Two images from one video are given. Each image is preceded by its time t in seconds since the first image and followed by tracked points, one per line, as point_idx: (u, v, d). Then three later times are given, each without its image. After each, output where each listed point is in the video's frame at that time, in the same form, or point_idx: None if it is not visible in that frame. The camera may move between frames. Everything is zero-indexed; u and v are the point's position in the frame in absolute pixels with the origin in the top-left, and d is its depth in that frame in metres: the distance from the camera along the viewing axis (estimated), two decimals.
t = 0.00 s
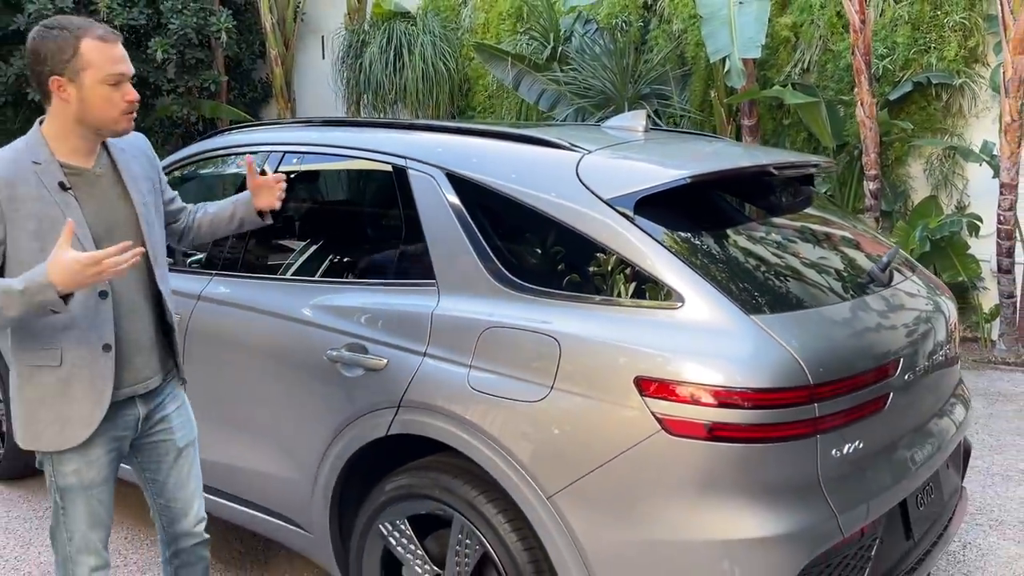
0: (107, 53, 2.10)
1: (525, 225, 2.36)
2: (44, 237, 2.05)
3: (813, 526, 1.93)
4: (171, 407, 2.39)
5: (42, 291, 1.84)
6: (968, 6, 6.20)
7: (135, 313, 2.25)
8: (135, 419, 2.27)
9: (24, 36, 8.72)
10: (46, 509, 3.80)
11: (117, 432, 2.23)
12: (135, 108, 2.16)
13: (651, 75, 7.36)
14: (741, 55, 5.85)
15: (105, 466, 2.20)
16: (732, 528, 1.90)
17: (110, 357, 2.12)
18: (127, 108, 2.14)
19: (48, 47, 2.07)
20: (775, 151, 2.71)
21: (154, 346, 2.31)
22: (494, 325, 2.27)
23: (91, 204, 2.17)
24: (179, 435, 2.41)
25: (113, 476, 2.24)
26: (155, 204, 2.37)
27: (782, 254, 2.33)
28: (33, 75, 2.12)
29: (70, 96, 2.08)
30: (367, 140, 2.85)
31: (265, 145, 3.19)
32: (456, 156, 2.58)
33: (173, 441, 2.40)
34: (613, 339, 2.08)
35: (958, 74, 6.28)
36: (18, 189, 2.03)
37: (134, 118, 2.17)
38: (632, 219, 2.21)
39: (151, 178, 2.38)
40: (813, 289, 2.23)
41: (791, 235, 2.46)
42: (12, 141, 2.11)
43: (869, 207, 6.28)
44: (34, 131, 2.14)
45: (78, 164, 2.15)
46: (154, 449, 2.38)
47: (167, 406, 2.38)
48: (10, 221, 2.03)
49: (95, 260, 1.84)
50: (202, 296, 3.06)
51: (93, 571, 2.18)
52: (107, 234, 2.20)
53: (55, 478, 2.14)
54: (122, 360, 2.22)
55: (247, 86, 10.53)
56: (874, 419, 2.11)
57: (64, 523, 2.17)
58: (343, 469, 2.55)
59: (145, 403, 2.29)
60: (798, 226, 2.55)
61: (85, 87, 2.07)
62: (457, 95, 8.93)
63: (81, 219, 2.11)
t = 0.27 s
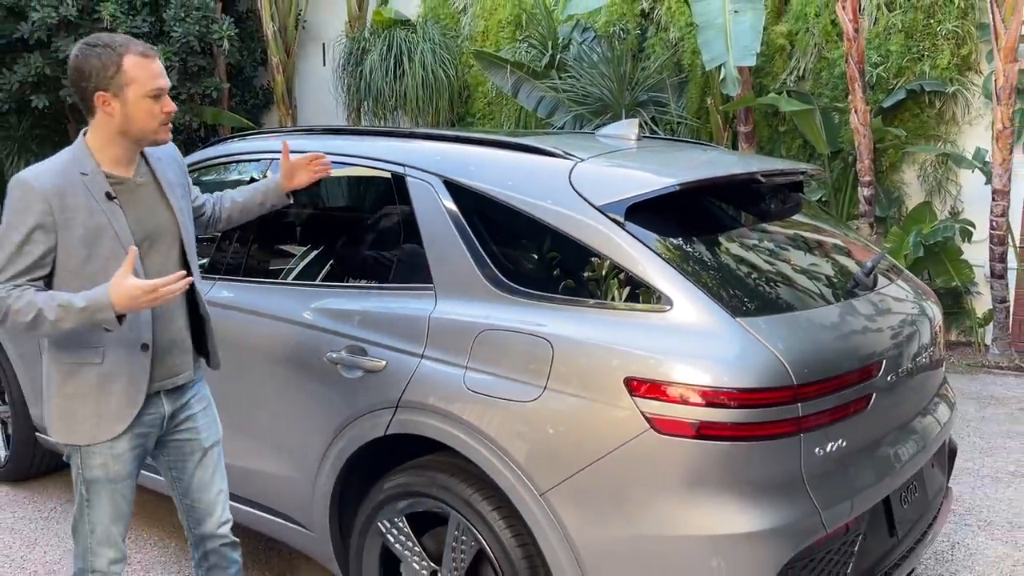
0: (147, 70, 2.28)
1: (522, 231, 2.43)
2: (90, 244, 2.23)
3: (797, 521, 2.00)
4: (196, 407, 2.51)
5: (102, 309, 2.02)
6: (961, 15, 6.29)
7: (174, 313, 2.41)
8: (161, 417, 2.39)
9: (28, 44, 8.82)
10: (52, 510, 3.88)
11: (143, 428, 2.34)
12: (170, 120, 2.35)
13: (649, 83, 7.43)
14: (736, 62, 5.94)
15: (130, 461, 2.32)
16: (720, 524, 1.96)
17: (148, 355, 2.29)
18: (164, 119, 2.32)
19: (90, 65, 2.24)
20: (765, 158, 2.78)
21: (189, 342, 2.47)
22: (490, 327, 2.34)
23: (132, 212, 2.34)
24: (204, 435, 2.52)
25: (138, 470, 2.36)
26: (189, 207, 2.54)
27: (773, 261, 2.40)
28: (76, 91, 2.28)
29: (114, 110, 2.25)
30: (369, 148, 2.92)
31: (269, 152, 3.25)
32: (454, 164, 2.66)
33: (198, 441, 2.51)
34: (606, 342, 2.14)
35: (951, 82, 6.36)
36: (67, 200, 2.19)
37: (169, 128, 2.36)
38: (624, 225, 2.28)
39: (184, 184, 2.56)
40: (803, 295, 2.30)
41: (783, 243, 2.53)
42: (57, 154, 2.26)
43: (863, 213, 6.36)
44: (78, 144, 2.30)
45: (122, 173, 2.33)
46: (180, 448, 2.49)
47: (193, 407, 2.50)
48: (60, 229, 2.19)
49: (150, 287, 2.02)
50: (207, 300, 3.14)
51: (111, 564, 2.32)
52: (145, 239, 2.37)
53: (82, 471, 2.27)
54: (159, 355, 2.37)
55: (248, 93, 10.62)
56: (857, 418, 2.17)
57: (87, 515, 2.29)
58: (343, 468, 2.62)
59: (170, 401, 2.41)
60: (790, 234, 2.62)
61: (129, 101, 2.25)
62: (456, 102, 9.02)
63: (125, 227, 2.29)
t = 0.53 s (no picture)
0: (186, 75, 2.36)
1: (516, 235, 2.50)
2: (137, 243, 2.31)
3: (778, 513, 2.06)
4: (239, 403, 2.57)
5: (143, 310, 2.10)
6: (952, 23, 6.38)
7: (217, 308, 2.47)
8: (204, 412, 2.45)
9: (31, 51, 8.90)
10: (55, 510, 3.94)
11: (187, 422, 2.41)
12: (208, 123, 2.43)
13: (645, 90, 7.51)
14: (731, 70, 6.02)
15: (173, 455, 2.40)
16: (704, 516, 2.03)
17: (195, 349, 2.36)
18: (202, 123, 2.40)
19: (132, 72, 2.33)
20: (753, 164, 2.85)
21: (232, 336, 2.54)
22: (483, 327, 2.41)
23: (177, 212, 2.41)
24: (244, 431, 2.58)
25: (181, 463, 2.44)
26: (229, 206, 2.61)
27: (764, 266, 2.47)
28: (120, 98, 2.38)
29: (156, 115, 2.34)
30: (369, 155, 2.99)
31: (271, 159, 3.33)
32: (451, 170, 2.73)
33: (238, 437, 2.57)
34: (597, 342, 2.21)
35: (943, 89, 6.45)
36: (114, 201, 2.27)
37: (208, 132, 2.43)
38: (612, 228, 2.36)
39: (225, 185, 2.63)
40: (793, 299, 2.37)
41: (776, 249, 2.60)
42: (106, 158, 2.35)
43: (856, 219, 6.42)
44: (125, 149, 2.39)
45: (166, 176, 2.41)
46: (220, 442, 2.55)
47: (236, 403, 2.56)
48: (108, 229, 2.27)
49: (187, 289, 2.09)
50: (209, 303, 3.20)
51: (144, 555, 2.40)
52: (191, 238, 2.44)
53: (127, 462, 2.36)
54: (204, 348, 2.44)
55: (249, 100, 10.72)
56: (839, 414, 2.24)
57: (131, 505, 2.39)
58: (340, 465, 2.69)
59: (215, 395, 2.48)
60: (784, 241, 2.68)
61: (169, 106, 2.33)
62: (455, 108, 9.11)
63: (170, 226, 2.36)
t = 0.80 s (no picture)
0: (199, 84, 2.44)
1: (513, 240, 2.57)
2: (159, 248, 2.41)
3: (763, 508, 2.13)
4: (263, 403, 2.65)
5: (156, 312, 2.21)
6: (945, 32, 6.45)
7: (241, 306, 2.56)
8: (228, 410, 2.55)
9: (36, 59, 9.00)
10: (60, 510, 4.01)
11: (211, 419, 2.51)
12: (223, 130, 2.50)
13: (643, 97, 7.59)
14: (726, 78, 6.10)
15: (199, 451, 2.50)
16: (692, 511, 2.10)
17: (216, 350, 2.45)
18: (216, 129, 2.47)
19: (150, 84, 2.44)
20: (743, 171, 2.93)
21: (258, 334, 2.61)
22: (478, 329, 2.48)
23: (199, 217, 2.49)
24: (266, 430, 2.66)
25: (208, 459, 2.54)
26: (259, 208, 2.68)
27: (756, 272, 2.54)
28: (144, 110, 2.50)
29: (172, 123, 2.44)
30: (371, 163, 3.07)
31: (274, 166, 3.40)
32: (449, 177, 2.80)
33: (258, 435, 2.66)
34: (590, 344, 2.27)
35: (936, 97, 6.53)
36: (136, 208, 2.38)
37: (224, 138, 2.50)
38: (602, 232, 2.44)
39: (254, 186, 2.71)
40: (783, 304, 2.43)
41: (768, 256, 2.67)
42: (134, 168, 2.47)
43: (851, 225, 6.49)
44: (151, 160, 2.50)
45: (187, 183, 2.49)
46: (242, 438, 2.65)
47: (261, 402, 2.64)
48: (132, 236, 2.38)
49: (196, 292, 2.18)
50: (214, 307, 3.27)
51: (167, 547, 2.51)
52: (216, 241, 2.51)
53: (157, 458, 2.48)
54: (225, 348, 2.52)
55: (251, 108, 10.82)
56: (823, 412, 2.31)
57: (158, 498, 2.50)
58: (340, 464, 2.76)
59: (241, 394, 2.58)
60: (775, 248, 2.76)
61: (183, 114, 2.42)
62: (455, 116, 9.20)
63: (190, 232, 2.45)
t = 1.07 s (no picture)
0: (210, 91, 2.51)
1: (512, 245, 2.62)
2: (170, 251, 2.48)
3: (755, 508, 2.18)
4: (274, 406, 2.70)
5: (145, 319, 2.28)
6: (941, 40, 6.52)
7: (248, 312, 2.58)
8: (237, 410, 2.60)
9: (40, 67, 9.07)
10: (64, 512, 4.06)
11: (219, 417, 2.56)
12: (235, 135, 2.56)
13: (642, 104, 7.67)
14: (723, 86, 6.14)
15: (206, 448, 2.55)
16: (686, 510, 2.14)
17: (215, 355, 2.49)
18: (227, 136, 2.53)
19: (166, 94, 2.53)
20: (738, 177, 2.98)
21: (269, 338, 2.64)
22: (476, 332, 2.54)
23: (212, 223, 2.55)
24: (275, 433, 2.71)
25: (215, 456, 2.59)
26: (284, 210, 2.73)
27: (750, 277, 2.58)
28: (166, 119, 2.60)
29: (186, 131, 2.52)
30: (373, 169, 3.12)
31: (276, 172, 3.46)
32: (449, 184, 2.85)
33: (268, 437, 2.71)
34: (587, 347, 2.32)
35: (932, 104, 6.59)
36: (148, 213, 2.47)
37: (236, 143, 2.56)
38: (599, 238, 2.49)
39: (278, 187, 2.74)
40: (777, 309, 2.48)
41: (763, 262, 2.72)
42: (157, 174, 2.57)
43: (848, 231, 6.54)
44: (173, 167, 2.59)
45: (204, 189, 2.57)
46: (251, 439, 2.70)
47: (271, 405, 2.70)
48: (145, 240, 2.48)
49: (181, 304, 2.25)
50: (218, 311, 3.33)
51: (174, 543, 2.57)
52: (228, 247, 2.56)
53: (166, 452, 2.54)
54: (231, 355, 2.56)
55: (253, 114, 10.90)
56: (814, 414, 2.35)
57: (167, 492, 2.56)
58: (341, 465, 2.81)
59: (250, 394, 2.62)
60: (770, 254, 2.81)
61: (195, 121, 2.50)
62: (456, 123, 9.28)
63: (200, 238, 2.50)
